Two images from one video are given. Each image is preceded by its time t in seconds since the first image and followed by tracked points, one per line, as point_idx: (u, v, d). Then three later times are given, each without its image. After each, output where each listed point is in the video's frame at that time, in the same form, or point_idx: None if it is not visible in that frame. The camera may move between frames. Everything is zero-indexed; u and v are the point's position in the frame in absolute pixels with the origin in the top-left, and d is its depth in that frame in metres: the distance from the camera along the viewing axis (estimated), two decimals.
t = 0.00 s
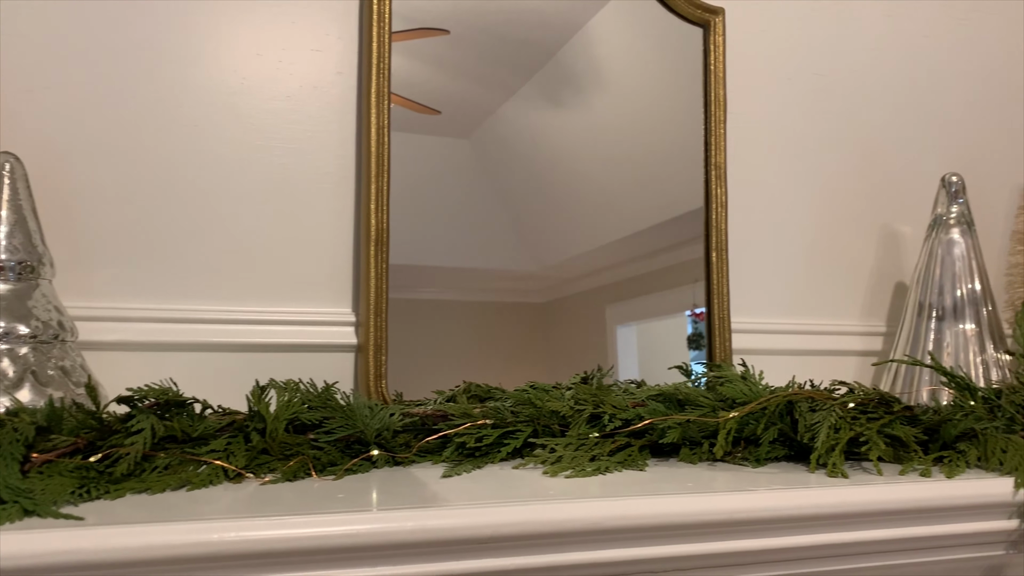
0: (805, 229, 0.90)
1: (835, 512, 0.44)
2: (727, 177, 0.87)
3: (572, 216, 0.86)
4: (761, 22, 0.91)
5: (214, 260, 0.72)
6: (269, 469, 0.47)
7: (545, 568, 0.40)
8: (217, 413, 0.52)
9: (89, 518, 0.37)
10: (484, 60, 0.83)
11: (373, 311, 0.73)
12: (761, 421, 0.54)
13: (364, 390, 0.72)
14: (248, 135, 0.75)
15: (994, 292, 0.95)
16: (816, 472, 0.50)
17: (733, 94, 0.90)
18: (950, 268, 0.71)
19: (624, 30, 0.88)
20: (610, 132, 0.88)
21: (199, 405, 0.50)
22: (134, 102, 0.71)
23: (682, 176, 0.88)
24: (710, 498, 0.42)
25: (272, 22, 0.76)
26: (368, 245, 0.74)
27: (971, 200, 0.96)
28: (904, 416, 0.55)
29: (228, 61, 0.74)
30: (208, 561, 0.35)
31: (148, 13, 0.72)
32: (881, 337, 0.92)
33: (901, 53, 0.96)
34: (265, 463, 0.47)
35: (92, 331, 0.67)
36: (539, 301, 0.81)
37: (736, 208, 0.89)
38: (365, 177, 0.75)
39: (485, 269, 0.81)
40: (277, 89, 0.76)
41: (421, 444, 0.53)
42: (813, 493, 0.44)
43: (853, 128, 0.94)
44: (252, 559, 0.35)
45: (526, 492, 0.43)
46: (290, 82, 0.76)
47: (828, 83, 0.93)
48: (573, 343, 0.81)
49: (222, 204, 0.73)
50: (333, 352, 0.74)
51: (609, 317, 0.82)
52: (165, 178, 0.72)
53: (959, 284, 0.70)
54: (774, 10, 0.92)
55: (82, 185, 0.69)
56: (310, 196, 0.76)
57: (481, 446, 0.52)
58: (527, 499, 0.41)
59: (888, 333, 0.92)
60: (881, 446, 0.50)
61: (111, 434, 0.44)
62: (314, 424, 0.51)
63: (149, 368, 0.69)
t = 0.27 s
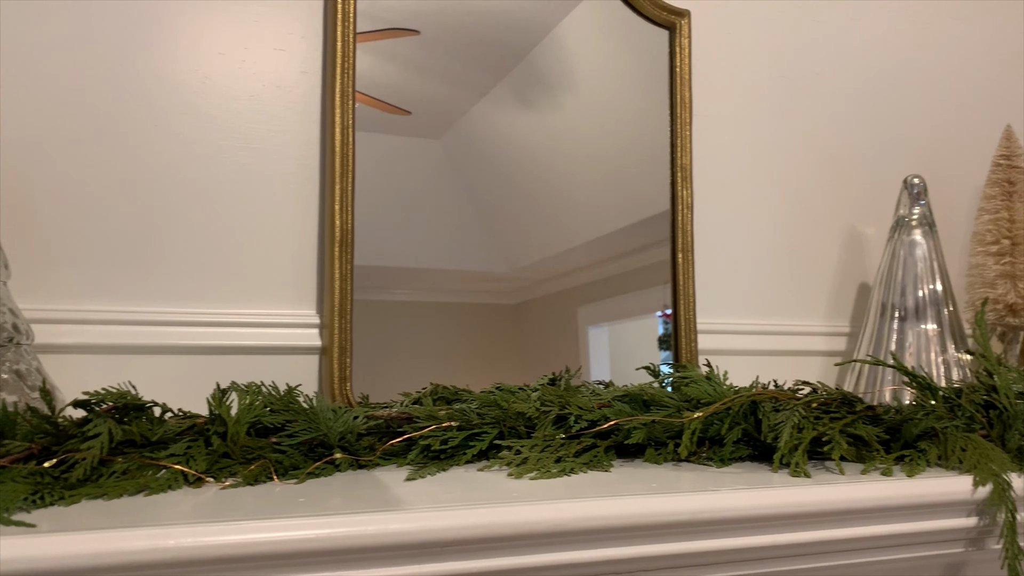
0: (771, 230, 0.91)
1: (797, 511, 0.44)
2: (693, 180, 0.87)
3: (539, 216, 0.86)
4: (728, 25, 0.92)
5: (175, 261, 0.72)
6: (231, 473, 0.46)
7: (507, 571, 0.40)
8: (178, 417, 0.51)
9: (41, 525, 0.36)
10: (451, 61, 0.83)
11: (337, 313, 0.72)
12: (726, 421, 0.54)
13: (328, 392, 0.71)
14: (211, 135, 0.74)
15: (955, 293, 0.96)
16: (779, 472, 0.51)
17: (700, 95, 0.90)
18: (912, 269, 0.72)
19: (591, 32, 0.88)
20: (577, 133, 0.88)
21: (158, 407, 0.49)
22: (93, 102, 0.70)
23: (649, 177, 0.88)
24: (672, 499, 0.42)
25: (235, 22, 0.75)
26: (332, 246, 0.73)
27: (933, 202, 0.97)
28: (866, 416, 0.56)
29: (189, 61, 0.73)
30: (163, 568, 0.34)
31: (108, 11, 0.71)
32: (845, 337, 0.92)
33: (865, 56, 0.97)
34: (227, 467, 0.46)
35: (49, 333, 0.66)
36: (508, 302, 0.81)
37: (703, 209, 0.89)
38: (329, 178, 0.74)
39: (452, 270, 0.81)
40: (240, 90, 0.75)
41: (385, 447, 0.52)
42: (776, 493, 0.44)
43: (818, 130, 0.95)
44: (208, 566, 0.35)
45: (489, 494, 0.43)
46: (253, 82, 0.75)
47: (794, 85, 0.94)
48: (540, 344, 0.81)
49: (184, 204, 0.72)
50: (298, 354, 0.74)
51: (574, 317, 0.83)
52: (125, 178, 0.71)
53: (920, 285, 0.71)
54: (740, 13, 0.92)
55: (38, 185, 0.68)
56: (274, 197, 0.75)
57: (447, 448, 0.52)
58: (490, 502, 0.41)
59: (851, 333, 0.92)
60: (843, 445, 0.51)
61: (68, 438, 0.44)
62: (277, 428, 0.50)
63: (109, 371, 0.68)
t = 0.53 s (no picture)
0: (741, 231, 0.92)
1: (766, 511, 0.44)
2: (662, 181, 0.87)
3: (508, 217, 0.86)
4: (696, 27, 0.92)
5: (140, 263, 0.70)
6: (196, 477, 0.46)
7: (476, 573, 0.40)
8: (141, 421, 0.50)
9: None
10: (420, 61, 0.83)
11: (305, 314, 0.71)
12: (695, 422, 0.54)
13: (296, 395, 0.71)
14: (176, 135, 0.73)
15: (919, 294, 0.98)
16: (748, 471, 0.51)
17: (670, 96, 0.90)
18: (878, 269, 0.73)
19: (561, 32, 0.88)
20: (546, 134, 0.88)
21: (121, 411, 0.49)
22: (54, 100, 0.69)
23: (619, 179, 0.88)
24: (642, 499, 0.42)
25: (201, 20, 0.74)
26: (300, 247, 0.72)
27: (899, 203, 0.98)
28: (833, 415, 0.56)
29: (154, 59, 0.72)
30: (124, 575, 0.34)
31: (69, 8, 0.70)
32: (813, 337, 0.93)
33: (832, 59, 0.98)
34: (192, 471, 0.46)
35: (10, 336, 0.65)
36: (480, 303, 0.81)
37: (673, 211, 0.89)
38: (296, 178, 0.74)
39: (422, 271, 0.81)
40: (206, 89, 0.74)
41: (353, 449, 0.52)
42: (744, 493, 0.44)
43: (787, 132, 0.95)
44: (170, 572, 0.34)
45: (458, 496, 0.43)
46: (219, 81, 0.75)
47: (762, 87, 0.94)
48: (512, 345, 0.81)
49: (149, 204, 0.71)
50: (266, 356, 0.73)
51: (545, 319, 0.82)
52: (88, 178, 0.69)
53: (886, 286, 0.72)
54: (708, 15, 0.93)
55: None
56: (241, 197, 0.74)
57: (416, 450, 0.51)
58: (459, 504, 0.41)
59: (819, 333, 0.93)
60: (811, 444, 0.51)
61: (27, 443, 0.43)
62: (243, 430, 0.50)
63: (72, 374, 0.67)
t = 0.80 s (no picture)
0: (715, 232, 0.92)
1: (742, 512, 0.44)
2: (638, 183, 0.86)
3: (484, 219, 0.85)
4: (671, 29, 0.92)
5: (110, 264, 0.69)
6: (166, 481, 0.45)
7: None
8: (110, 424, 0.50)
9: None
10: (395, 62, 0.82)
11: (278, 316, 0.71)
12: (671, 422, 0.54)
13: (269, 397, 0.70)
14: (147, 134, 0.72)
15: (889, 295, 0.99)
16: (724, 471, 0.51)
17: (645, 97, 0.90)
18: (850, 271, 0.73)
19: (538, 33, 0.87)
20: (523, 136, 0.88)
21: (90, 414, 0.48)
22: (22, 98, 0.68)
23: (595, 181, 0.88)
24: (619, 501, 0.42)
25: (172, 18, 0.74)
26: (273, 247, 0.72)
27: (871, 205, 0.99)
28: (807, 415, 0.57)
29: (124, 58, 0.71)
30: None
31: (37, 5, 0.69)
32: (786, 338, 0.94)
33: (805, 62, 0.99)
34: (163, 476, 0.45)
35: None
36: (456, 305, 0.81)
37: (649, 212, 0.89)
38: (269, 179, 0.73)
39: (397, 272, 0.81)
40: (177, 88, 0.73)
41: (327, 452, 0.51)
42: (720, 494, 0.44)
43: (761, 134, 0.96)
44: None
45: (434, 499, 0.42)
46: (191, 81, 0.74)
47: (736, 89, 0.95)
48: (487, 346, 0.81)
49: (119, 205, 0.70)
50: (238, 359, 0.72)
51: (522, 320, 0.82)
52: (56, 177, 0.68)
53: (859, 287, 0.72)
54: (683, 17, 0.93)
55: None
56: (213, 198, 0.73)
57: (391, 453, 0.51)
58: (436, 507, 0.40)
59: (792, 334, 0.94)
60: (786, 445, 0.51)
61: None
62: (216, 434, 0.49)
63: (40, 377, 0.66)
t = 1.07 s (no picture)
0: (691, 235, 0.92)
1: (719, 513, 0.44)
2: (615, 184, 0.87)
3: (461, 220, 0.85)
4: (647, 32, 0.93)
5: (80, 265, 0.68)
6: (138, 485, 0.44)
7: None
8: (80, 428, 0.49)
9: None
10: (371, 62, 0.82)
11: (253, 318, 0.70)
12: (648, 424, 0.54)
13: (242, 400, 0.69)
14: (119, 134, 0.71)
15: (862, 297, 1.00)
16: (701, 473, 0.51)
17: (621, 100, 0.91)
18: (824, 273, 0.73)
19: (515, 35, 0.88)
20: (500, 136, 0.87)
21: (60, 418, 0.47)
22: None
23: (571, 183, 0.88)
24: (597, 502, 0.42)
25: (145, 16, 0.73)
26: (247, 248, 0.71)
27: (844, 208, 1.00)
28: (782, 416, 0.57)
29: (95, 56, 0.70)
30: None
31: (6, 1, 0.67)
32: (760, 340, 0.94)
33: (780, 65, 1.00)
34: (134, 480, 0.44)
35: None
36: (431, 307, 0.80)
37: (625, 214, 0.89)
38: (243, 179, 0.72)
39: (372, 274, 0.80)
40: (150, 87, 0.72)
41: (302, 456, 0.51)
42: (698, 495, 0.44)
43: (736, 137, 0.96)
44: None
45: (411, 502, 0.42)
46: (163, 79, 0.73)
47: (711, 92, 0.95)
48: (463, 348, 0.80)
49: (89, 205, 0.69)
50: (212, 361, 0.71)
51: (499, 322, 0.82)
52: (25, 177, 0.67)
53: (833, 289, 0.73)
54: (659, 20, 0.94)
55: None
56: (186, 198, 0.73)
57: (367, 456, 0.50)
58: (413, 510, 0.40)
59: (766, 336, 0.94)
60: (762, 446, 0.52)
61: None
62: (189, 437, 0.48)
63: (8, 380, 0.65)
